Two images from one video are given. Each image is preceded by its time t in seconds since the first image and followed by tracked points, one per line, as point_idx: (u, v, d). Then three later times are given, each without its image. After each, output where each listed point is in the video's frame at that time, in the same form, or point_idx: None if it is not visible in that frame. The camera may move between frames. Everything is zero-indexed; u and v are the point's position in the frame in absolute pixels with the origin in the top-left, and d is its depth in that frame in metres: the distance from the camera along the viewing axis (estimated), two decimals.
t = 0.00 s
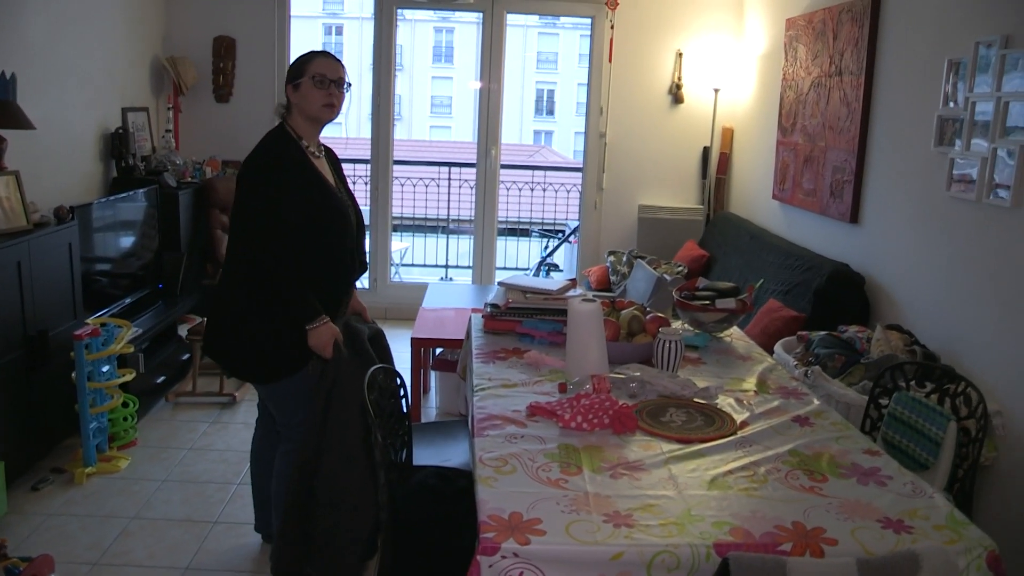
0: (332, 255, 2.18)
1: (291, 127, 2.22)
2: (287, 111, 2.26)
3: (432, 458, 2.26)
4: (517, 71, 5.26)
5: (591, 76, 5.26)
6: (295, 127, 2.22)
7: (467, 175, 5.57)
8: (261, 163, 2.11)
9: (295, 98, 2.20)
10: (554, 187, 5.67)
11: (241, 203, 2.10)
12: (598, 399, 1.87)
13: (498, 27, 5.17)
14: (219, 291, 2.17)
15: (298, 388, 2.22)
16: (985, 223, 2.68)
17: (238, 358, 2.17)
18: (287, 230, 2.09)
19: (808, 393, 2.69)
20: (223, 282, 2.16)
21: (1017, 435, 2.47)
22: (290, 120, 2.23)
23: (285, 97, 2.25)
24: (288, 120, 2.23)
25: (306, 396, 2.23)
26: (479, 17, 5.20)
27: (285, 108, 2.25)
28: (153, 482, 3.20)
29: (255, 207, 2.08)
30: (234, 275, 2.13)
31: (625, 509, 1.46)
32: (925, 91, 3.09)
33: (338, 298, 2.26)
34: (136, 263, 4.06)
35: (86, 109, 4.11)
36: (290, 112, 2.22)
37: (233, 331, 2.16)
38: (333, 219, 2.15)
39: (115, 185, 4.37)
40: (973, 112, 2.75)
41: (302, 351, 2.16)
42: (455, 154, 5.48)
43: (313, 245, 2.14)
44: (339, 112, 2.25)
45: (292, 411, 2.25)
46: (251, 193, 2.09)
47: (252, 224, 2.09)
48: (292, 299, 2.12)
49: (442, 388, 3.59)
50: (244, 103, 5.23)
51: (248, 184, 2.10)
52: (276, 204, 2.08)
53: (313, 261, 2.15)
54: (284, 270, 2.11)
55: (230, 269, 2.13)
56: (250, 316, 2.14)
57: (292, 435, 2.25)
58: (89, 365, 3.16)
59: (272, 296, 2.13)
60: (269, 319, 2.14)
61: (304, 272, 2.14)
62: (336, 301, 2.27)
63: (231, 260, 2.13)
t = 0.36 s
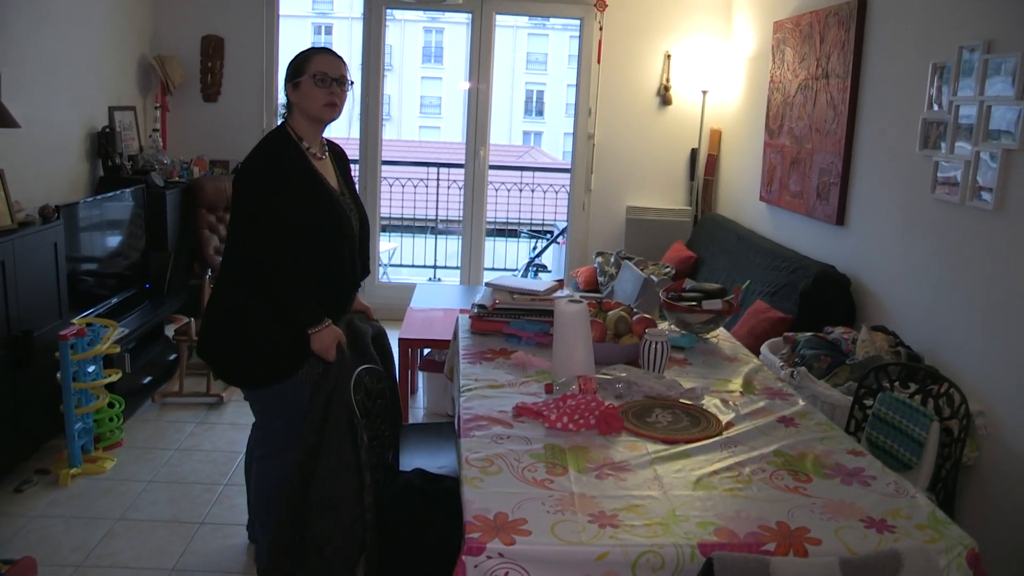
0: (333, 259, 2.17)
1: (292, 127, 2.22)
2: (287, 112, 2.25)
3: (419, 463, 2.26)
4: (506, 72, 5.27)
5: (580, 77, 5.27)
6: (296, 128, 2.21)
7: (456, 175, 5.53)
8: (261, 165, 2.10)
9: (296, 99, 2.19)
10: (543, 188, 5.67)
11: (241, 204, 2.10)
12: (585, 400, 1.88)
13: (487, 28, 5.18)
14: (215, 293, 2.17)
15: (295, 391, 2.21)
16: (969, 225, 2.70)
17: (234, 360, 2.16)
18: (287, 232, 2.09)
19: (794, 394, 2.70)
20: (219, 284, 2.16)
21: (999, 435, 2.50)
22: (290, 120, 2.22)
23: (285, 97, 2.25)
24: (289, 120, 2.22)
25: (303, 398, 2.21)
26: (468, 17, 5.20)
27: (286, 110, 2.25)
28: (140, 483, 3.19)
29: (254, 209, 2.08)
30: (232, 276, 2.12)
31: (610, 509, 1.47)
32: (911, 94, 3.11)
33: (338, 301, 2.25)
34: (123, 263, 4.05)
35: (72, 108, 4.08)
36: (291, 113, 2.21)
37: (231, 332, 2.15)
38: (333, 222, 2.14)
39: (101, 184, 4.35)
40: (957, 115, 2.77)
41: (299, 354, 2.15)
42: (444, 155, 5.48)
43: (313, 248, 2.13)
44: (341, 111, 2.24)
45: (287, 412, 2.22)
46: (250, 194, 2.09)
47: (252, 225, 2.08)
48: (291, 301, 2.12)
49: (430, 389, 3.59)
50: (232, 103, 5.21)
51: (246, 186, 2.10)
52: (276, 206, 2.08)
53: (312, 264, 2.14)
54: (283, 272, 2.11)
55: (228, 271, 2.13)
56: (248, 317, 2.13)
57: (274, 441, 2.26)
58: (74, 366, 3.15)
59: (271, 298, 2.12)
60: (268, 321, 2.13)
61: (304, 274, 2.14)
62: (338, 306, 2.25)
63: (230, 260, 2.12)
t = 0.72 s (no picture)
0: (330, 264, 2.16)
1: (290, 135, 2.21)
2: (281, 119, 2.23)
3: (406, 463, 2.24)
4: (490, 74, 5.27)
5: (564, 79, 5.27)
6: (294, 135, 2.21)
7: (440, 177, 5.62)
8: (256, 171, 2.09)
9: (293, 106, 2.18)
10: (527, 191, 5.73)
11: (237, 210, 2.09)
12: (568, 401, 1.88)
13: (471, 30, 5.17)
14: (210, 297, 2.17)
15: (294, 391, 2.23)
16: (949, 224, 2.73)
17: (232, 364, 2.16)
18: (282, 239, 2.08)
19: (777, 394, 2.72)
20: (214, 289, 2.16)
21: (980, 433, 2.52)
22: (288, 128, 2.21)
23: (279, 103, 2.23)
24: (287, 128, 2.21)
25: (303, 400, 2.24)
26: (451, 20, 5.20)
27: (281, 116, 2.23)
28: (123, 489, 3.16)
29: (250, 215, 2.07)
30: (228, 282, 2.12)
31: (594, 510, 1.47)
32: (892, 96, 3.14)
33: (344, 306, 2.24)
34: (106, 268, 4.01)
35: (53, 112, 4.05)
36: (289, 120, 2.21)
37: (228, 337, 2.15)
38: (328, 229, 2.13)
39: (83, 189, 4.31)
40: (937, 116, 2.79)
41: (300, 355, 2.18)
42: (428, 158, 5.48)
43: (310, 254, 2.12)
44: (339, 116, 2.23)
45: (284, 415, 2.25)
46: (245, 201, 2.08)
47: (248, 231, 2.08)
48: (289, 306, 2.12)
49: (415, 391, 3.58)
50: (215, 106, 5.19)
51: (242, 193, 2.09)
52: (272, 212, 2.07)
53: (309, 270, 2.13)
54: (279, 278, 2.10)
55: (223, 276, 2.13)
56: (245, 322, 2.13)
57: (260, 448, 2.30)
58: (56, 372, 3.12)
59: (268, 304, 2.12)
60: (264, 326, 2.13)
61: (300, 280, 2.12)
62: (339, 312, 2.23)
63: (227, 266, 2.12)
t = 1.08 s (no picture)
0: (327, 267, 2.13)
1: (286, 143, 2.20)
2: (275, 126, 2.22)
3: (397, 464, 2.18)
4: (476, 79, 5.26)
5: (550, 84, 5.27)
6: (291, 143, 2.20)
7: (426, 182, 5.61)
8: (253, 175, 2.09)
9: (291, 114, 2.17)
10: (514, 195, 5.71)
11: (234, 213, 2.09)
12: (554, 406, 1.87)
13: (457, 35, 5.17)
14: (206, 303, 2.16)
15: (295, 400, 2.19)
16: (933, 229, 2.74)
17: (229, 370, 2.13)
18: (279, 242, 2.07)
19: (763, 399, 2.72)
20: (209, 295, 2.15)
21: (964, 436, 2.53)
22: (284, 135, 2.20)
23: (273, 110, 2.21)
24: (283, 135, 2.20)
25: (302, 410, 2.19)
26: (438, 24, 5.19)
27: (275, 123, 2.21)
28: (108, 494, 3.13)
29: (248, 218, 2.07)
30: (226, 285, 2.10)
31: (580, 515, 1.47)
32: (877, 101, 3.15)
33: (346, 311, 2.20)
34: (92, 272, 3.99)
35: (38, 115, 4.02)
36: (285, 128, 2.19)
37: (226, 343, 2.12)
38: (324, 234, 2.11)
39: (68, 193, 4.28)
40: (921, 121, 2.81)
41: (300, 360, 2.15)
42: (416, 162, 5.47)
43: (305, 258, 2.10)
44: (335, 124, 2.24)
45: (280, 425, 2.21)
46: (243, 204, 2.08)
47: (245, 233, 2.07)
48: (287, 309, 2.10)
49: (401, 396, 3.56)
50: (201, 110, 5.16)
51: (239, 196, 2.09)
52: (268, 214, 2.06)
53: (306, 273, 2.11)
54: (276, 281, 2.09)
55: (219, 281, 2.12)
56: (243, 328, 2.11)
57: (248, 460, 2.26)
58: (42, 377, 3.09)
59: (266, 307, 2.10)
60: (260, 331, 2.11)
61: (297, 283, 2.10)
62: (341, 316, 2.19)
63: (224, 271, 2.11)
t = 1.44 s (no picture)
0: (323, 273, 2.13)
1: (280, 149, 2.20)
2: (269, 132, 2.22)
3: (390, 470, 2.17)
4: (467, 84, 5.27)
5: (541, 89, 5.28)
6: (284, 149, 2.20)
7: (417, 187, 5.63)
8: (247, 183, 2.08)
9: (283, 121, 2.17)
10: (505, 200, 5.79)
11: (227, 221, 2.09)
12: (545, 411, 1.87)
13: (448, 40, 5.17)
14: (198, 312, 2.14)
15: (291, 408, 2.18)
16: (923, 232, 2.76)
17: (224, 380, 2.12)
18: (274, 249, 2.06)
19: (754, 404, 2.73)
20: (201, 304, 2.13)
21: (954, 440, 2.54)
22: (278, 142, 2.20)
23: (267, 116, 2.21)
24: (277, 142, 2.20)
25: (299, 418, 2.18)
26: (429, 30, 5.20)
27: (269, 130, 2.21)
28: (99, 501, 3.11)
29: (243, 225, 2.07)
30: (221, 293, 2.10)
31: (571, 520, 1.46)
32: (867, 106, 3.17)
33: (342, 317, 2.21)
34: (82, 278, 3.97)
35: (28, 120, 4.00)
36: (279, 134, 2.19)
37: (222, 352, 2.11)
38: (318, 240, 2.11)
39: (58, 199, 4.26)
40: (910, 125, 2.82)
41: (297, 368, 2.15)
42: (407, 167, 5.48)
43: (299, 265, 2.10)
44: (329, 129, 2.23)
45: (276, 433, 2.20)
46: (238, 212, 2.07)
47: (240, 241, 2.07)
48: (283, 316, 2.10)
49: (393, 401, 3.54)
50: (192, 116, 5.15)
51: (233, 204, 2.08)
52: (263, 221, 2.06)
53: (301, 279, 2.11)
54: (270, 288, 2.08)
55: (212, 289, 2.11)
56: (239, 336, 2.10)
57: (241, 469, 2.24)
58: (31, 384, 3.06)
59: (263, 315, 2.10)
60: (255, 340, 2.11)
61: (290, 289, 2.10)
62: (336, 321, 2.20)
63: (219, 279, 2.10)
